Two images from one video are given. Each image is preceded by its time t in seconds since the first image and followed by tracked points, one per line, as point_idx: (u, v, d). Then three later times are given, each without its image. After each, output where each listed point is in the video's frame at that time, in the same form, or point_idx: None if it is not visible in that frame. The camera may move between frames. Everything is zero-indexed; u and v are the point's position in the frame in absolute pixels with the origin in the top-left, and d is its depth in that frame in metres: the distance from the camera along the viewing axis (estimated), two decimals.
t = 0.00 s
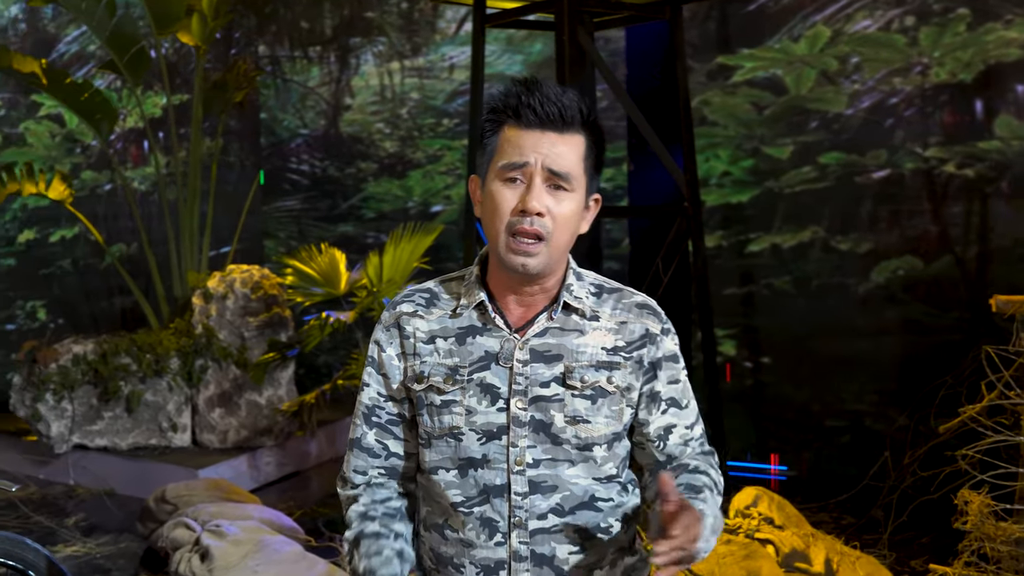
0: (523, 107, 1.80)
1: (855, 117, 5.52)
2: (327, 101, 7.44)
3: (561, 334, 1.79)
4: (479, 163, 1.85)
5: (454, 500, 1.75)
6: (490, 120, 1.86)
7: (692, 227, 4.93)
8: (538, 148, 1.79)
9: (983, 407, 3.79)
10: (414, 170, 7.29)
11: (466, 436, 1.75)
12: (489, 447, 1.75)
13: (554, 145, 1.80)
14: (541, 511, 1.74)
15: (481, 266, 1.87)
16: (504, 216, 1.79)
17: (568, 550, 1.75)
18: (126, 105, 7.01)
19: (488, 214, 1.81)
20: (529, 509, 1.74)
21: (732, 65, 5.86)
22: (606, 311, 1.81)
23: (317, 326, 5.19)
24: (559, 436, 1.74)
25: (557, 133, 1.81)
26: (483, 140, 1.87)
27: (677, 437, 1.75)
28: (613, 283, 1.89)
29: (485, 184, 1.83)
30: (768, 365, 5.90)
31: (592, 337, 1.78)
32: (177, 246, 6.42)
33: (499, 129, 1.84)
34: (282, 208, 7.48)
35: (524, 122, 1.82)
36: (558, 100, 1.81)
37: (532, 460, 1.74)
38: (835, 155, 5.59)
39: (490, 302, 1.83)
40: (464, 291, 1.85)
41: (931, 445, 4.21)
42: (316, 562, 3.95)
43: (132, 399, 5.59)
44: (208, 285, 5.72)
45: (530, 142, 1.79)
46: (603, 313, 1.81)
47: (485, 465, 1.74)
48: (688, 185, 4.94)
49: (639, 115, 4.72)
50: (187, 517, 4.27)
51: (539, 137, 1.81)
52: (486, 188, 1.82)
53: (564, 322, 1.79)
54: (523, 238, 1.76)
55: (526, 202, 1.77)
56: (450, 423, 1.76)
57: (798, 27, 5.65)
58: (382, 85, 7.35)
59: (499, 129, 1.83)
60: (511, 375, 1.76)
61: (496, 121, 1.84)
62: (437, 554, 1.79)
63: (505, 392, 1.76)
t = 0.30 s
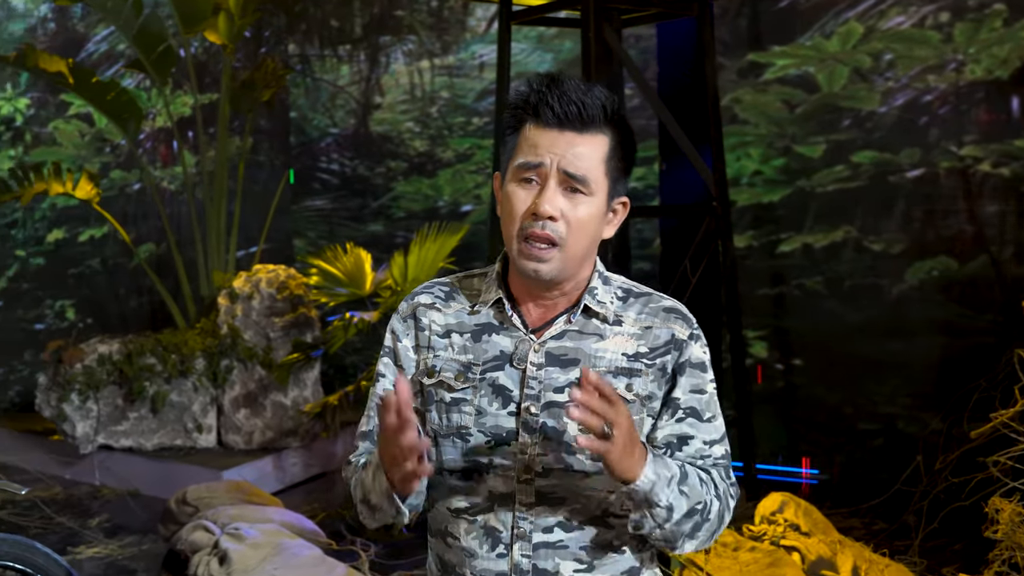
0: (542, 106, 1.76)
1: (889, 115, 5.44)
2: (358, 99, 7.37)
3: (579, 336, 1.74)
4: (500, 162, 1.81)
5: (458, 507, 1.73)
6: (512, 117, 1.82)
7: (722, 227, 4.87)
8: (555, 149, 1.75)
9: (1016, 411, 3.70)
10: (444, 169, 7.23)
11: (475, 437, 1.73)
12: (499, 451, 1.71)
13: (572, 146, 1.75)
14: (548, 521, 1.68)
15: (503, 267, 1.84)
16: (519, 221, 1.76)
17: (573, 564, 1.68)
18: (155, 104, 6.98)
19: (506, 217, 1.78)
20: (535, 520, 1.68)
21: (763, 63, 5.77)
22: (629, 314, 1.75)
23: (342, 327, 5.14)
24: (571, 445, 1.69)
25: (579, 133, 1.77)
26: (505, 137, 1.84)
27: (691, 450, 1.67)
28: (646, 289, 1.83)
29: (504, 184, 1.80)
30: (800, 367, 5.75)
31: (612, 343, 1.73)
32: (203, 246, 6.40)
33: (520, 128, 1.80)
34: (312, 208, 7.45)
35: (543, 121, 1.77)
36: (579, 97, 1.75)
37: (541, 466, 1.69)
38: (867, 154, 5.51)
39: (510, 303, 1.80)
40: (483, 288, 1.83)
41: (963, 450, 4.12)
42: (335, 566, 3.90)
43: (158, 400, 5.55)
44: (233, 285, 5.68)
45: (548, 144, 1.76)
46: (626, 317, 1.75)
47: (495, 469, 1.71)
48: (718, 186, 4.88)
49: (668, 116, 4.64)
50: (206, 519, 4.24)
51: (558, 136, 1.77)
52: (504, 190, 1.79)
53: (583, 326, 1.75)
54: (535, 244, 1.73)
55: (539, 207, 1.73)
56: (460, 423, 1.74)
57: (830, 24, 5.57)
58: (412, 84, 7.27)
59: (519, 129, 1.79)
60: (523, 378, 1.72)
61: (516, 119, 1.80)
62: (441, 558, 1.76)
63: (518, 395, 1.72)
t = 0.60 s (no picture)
0: (547, 103, 1.69)
1: (918, 113, 5.34)
2: (384, 98, 7.31)
3: (576, 348, 1.67)
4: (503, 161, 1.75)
5: (446, 521, 1.68)
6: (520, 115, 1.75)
7: (746, 227, 4.78)
8: (556, 148, 1.67)
9: None
10: (470, 168, 7.17)
11: (463, 451, 1.66)
12: (486, 467, 1.65)
13: (573, 145, 1.68)
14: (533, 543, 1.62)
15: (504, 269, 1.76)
16: (514, 221, 1.68)
17: None
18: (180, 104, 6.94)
19: (502, 217, 1.71)
20: (523, 540, 1.63)
21: (790, 60, 5.69)
22: (631, 328, 1.68)
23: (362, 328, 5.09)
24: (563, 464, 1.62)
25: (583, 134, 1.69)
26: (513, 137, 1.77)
27: (684, 472, 1.59)
28: (653, 298, 1.75)
29: (505, 184, 1.73)
30: (827, 369, 5.64)
31: (611, 358, 1.65)
32: (226, 246, 6.38)
33: (526, 126, 1.73)
34: (339, 207, 7.43)
35: (548, 119, 1.70)
36: (585, 95, 1.68)
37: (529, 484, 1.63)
38: (897, 153, 5.40)
39: (507, 311, 1.73)
40: (483, 296, 1.76)
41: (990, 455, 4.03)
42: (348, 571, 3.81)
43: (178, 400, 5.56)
44: (255, 285, 5.65)
45: (549, 142, 1.69)
46: (628, 332, 1.67)
47: (482, 487, 1.65)
48: (742, 184, 4.78)
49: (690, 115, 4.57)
50: (220, 522, 4.21)
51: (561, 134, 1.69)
52: (504, 189, 1.72)
53: (580, 338, 1.67)
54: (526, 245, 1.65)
55: (533, 207, 1.66)
56: (448, 435, 1.67)
57: (858, 20, 5.49)
58: (439, 83, 7.21)
59: (524, 126, 1.72)
60: (516, 391, 1.66)
61: (523, 116, 1.73)
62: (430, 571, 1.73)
63: (510, 409, 1.66)
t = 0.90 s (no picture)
0: (525, 99, 1.67)
1: (946, 111, 5.29)
2: (409, 98, 7.29)
3: (553, 360, 1.65)
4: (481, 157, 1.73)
5: (420, 537, 1.66)
6: (500, 111, 1.73)
7: (768, 227, 4.68)
8: (532, 145, 1.65)
9: None
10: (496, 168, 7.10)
11: (436, 465, 1.65)
12: (458, 481, 1.64)
13: (549, 141, 1.66)
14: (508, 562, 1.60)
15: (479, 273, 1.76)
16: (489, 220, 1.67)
17: None
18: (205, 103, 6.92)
19: (478, 215, 1.69)
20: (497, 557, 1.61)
21: (815, 58, 5.59)
22: (610, 339, 1.66)
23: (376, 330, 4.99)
24: (540, 477, 1.61)
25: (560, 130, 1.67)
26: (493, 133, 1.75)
27: (665, 490, 1.57)
28: (634, 307, 1.74)
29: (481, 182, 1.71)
30: (853, 372, 5.51)
31: (589, 368, 1.64)
32: (248, 246, 6.34)
33: (504, 123, 1.72)
34: (363, 207, 7.35)
35: (525, 115, 1.68)
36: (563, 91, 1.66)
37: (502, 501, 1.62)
38: (925, 151, 5.33)
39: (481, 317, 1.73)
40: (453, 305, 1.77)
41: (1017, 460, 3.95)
42: None
43: (199, 401, 5.56)
44: (276, 286, 5.61)
45: (525, 138, 1.67)
46: (606, 343, 1.66)
47: (455, 502, 1.64)
48: (766, 183, 4.69)
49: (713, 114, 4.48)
50: (234, 524, 4.18)
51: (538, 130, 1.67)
52: (479, 186, 1.70)
53: (557, 348, 1.67)
54: (499, 244, 1.64)
55: (507, 204, 1.64)
56: (421, 449, 1.67)
57: (885, 17, 5.42)
58: (464, 83, 7.17)
59: (503, 123, 1.71)
60: (489, 403, 1.65)
61: (503, 112, 1.72)
62: None
63: (483, 422, 1.65)
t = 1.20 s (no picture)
0: (500, 95, 1.62)
1: (986, 109, 5.23)
2: (445, 97, 7.22)
3: (532, 369, 1.60)
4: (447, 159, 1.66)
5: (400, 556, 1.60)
6: (461, 111, 1.67)
7: (802, 228, 4.60)
8: (514, 143, 1.61)
9: None
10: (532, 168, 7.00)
11: (412, 482, 1.59)
12: (435, 499, 1.57)
13: (532, 138, 1.61)
14: None
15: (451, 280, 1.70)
16: (474, 225, 1.61)
17: None
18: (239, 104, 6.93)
19: (456, 221, 1.63)
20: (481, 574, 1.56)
21: (854, 55, 5.50)
22: (591, 345, 1.61)
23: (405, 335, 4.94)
24: (521, 492, 1.54)
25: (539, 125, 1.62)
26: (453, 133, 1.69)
27: (665, 499, 1.53)
28: (615, 308, 1.68)
29: (451, 185, 1.65)
30: (892, 376, 5.35)
31: (570, 376, 1.59)
32: (282, 246, 6.32)
33: (470, 121, 1.66)
34: (399, 207, 7.31)
35: (499, 112, 1.63)
36: (539, 83, 1.62)
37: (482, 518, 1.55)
38: (963, 151, 5.28)
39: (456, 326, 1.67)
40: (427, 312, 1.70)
41: None
42: None
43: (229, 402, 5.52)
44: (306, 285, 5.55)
45: (504, 137, 1.62)
46: (587, 351, 1.60)
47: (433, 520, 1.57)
48: (800, 185, 4.59)
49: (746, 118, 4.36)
50: (258, 526, 4.15)
51: (514, 127, 1.62)
52: (454, 190, 1.64)
53: (536, 355, 1.60)
54: (492, 250, 1.59)
55: (497, 208, 1.59)
56: (397, 465, 1.60)
57: (925, 13, 5.36)
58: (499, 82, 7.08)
59: (471, 122, 1.65)
60: (466, 415, 1.58)
61: (468, 110, 1.66)
62: None
63: (460, 436, 1.58)
